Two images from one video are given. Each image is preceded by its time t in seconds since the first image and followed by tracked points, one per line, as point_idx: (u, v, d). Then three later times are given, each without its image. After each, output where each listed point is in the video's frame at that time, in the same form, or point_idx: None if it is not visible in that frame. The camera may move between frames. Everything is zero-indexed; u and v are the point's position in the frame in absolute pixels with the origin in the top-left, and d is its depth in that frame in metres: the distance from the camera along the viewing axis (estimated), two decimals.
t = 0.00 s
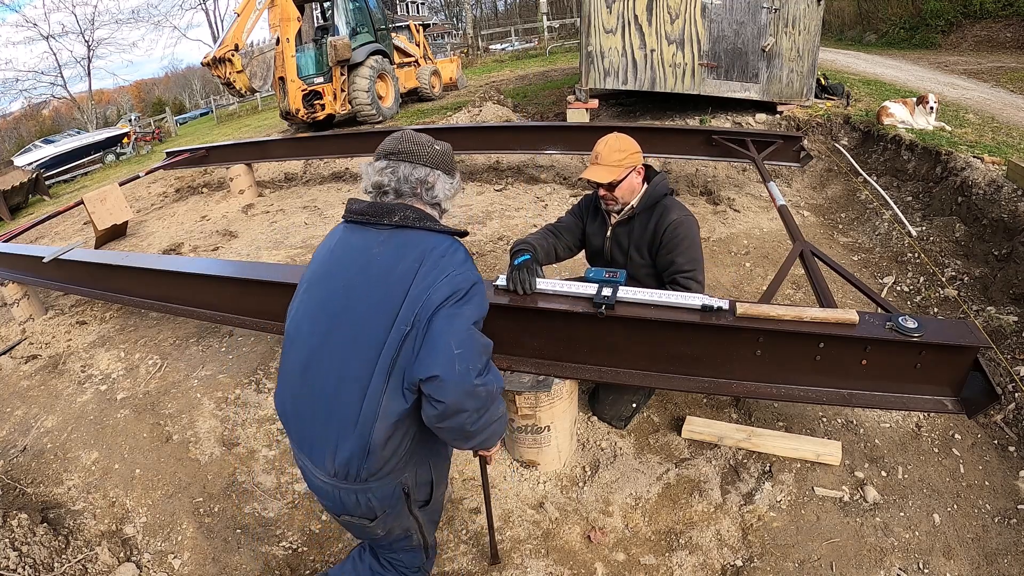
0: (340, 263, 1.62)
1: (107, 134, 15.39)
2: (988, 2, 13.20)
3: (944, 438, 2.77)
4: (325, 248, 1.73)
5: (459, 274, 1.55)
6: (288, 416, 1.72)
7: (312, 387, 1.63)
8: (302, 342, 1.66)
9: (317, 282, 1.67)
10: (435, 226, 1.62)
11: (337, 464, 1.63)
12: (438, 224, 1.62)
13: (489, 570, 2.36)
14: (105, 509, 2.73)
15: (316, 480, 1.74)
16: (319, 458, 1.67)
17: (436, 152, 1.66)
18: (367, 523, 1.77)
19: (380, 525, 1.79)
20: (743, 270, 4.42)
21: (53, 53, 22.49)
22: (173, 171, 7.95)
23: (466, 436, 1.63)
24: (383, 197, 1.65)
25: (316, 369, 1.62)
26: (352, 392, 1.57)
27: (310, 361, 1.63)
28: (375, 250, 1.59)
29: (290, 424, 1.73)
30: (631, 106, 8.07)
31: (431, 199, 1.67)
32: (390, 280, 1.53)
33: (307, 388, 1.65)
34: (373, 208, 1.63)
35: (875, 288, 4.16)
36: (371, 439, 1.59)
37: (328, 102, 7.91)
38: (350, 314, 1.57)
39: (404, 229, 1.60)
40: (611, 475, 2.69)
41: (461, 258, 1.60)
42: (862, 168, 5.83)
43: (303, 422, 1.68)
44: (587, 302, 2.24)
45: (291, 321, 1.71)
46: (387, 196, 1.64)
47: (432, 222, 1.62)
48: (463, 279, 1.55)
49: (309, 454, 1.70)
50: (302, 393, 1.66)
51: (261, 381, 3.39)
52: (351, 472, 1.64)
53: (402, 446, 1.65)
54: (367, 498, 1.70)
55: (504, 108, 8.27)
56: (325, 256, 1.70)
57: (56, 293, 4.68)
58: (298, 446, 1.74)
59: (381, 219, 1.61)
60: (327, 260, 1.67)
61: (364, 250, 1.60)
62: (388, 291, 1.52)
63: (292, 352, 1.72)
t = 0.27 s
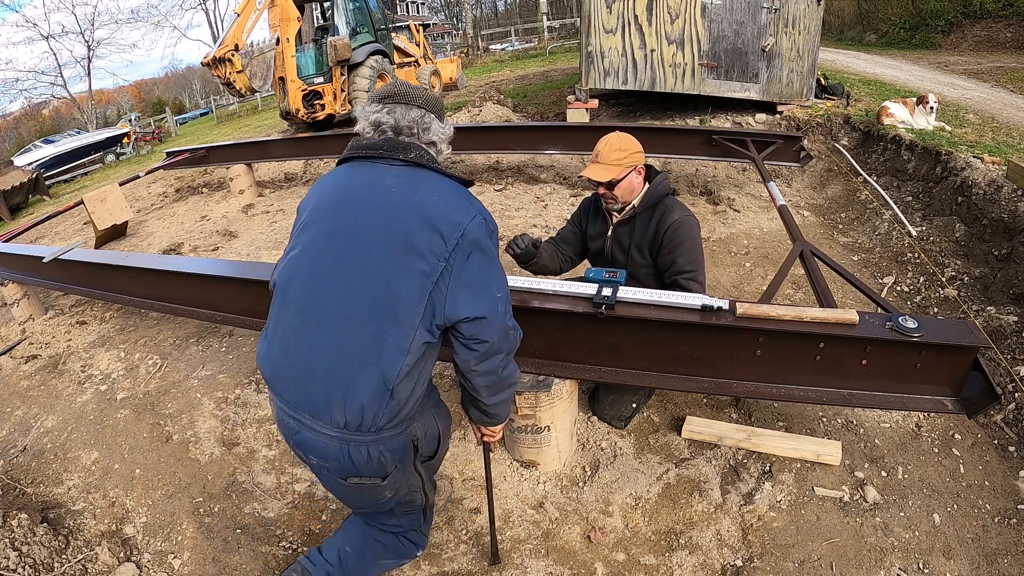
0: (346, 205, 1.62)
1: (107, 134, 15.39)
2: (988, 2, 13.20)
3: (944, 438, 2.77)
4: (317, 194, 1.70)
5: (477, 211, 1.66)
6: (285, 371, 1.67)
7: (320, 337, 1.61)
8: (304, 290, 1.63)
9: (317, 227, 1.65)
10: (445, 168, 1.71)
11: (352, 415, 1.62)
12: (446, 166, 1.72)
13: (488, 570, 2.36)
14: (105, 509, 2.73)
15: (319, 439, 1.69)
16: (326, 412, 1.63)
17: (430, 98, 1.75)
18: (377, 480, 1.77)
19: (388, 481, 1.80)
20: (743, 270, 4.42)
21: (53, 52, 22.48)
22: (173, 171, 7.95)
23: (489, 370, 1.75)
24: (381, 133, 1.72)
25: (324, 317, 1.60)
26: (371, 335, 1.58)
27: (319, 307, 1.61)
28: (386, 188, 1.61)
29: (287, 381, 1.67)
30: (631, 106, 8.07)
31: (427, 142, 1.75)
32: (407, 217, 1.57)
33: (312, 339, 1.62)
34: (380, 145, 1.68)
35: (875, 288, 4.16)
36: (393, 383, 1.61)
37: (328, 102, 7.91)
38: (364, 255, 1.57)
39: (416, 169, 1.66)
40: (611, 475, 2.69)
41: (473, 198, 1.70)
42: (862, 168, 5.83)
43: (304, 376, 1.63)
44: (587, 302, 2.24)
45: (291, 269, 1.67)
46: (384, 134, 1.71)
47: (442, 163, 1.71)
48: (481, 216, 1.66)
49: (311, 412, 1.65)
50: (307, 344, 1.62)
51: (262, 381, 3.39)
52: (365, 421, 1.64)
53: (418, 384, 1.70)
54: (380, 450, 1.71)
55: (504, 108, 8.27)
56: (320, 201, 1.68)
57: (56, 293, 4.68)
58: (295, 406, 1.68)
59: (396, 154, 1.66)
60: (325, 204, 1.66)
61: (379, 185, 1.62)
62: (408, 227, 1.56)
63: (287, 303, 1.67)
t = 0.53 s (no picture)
0: (333, 179, 1.56)
1: (107, 134, 15.39)
2: (988, 2, 13.20)
3: (944, 438, 2.77)
4: (297, 169, 1.63)
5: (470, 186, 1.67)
6: (283, 359, 1.59)
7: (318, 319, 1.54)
8: (297, 271, 1.56)
9: (303, 204, 1.58)
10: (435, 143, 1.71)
11: (362, 399, 1.56)
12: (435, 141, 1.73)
13: (488, 570, 2.36)
14: (105, 509, 2.73)
15: (327, 429, 1.62)
16: (332, 399, 1.57)
17: (421, 66, 1.74)
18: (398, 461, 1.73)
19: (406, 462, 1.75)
20: (743, 270, 4.42)
21: (53, 53, 22.53)
22: (173, 171, 7.95)
23: (484, 354, 1.74)
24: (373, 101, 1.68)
25: (321, 298, 1.54)
26: (375, 314, 1.53)
27: (317, 287, 1.54)
28: (374, 160, 1.57)
29: (285, 370, 1.59)
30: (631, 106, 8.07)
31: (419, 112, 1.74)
32: (400, 190, 1.54)
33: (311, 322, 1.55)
34: (376, 115, 1.65)
35: (875, 288, 4.16)
36: (401, 362, 1.57)
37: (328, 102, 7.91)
38: (360, 231, 1.52)
39: (404, 141, 1.63)
40: (611, 475, 2.69)
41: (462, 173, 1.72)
42: (862, 168, 5.83)
43: (306, 362, 1.56)
44: (586, 302, 2.24)
45: (282, 249, 1.59)
46: (377, 102, 1.68)
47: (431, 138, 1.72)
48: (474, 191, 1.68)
49: (316, 400, 1.58)
50: (305, 328, 1.56)
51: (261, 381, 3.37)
52: (375, 404, 1.59)
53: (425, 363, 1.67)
54: (392, 432, 1.66)
55: (504, 108, 8.27)
56: (302, 176, 1.60)
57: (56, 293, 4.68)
58: (297, 396, 1.61)
59: (391, 126, 1.64)
60: (309, 180, 1.59)
61: (374, 156, 1.57)
62: (404, 200, 1.52)
63: (277, 286, 1.59)
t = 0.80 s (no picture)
0: (317, 156, 1.41)
1: (107, 134, 15.39)
2: (988, 2, 13.20)
3: (944, 439, 2.77)
4: (269, 149, 1.46)
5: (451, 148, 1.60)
6: (294, 364, 1.44)
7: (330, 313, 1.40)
8: (298, 262, 1.41)
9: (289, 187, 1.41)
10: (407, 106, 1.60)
11: (393, 391, 1.46)
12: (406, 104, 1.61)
13: (488, 570, 2.36)
14: (105, 509, 2.73)
15: (355, 432, 1.50)
16: (359, 400, 1.45)
17: (380, 24, 1.58)
18: (431, 454, 1.64)
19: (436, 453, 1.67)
20: (743, 270, 4.42)
21: (53, 53, 22.52)
22: (173, 171, 7.95)
23: (484, 322, 1.69)
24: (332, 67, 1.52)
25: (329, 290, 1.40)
26: (392, 296, 1.42)
27: (324, 277, 1.40)
28: (358, 130, 1.44)
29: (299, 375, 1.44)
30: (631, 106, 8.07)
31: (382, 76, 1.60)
32: (394, 159, 1.42)
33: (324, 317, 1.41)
34: (348, 81, 1.50)
35: (875, 288, 4.16)
36: (425, 346, 1.48)
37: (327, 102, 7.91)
38: (364, 208, 1.39)
39: (382, 105, 1.51)
40: (611, 475, 2.69)
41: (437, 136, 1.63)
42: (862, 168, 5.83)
43: (323, 364, 1.42)
44: (587, 302, 2.24)
45: (273, 241, 1.43)
46: (338, 67, 1.52)
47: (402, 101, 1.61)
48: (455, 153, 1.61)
49: (340, 404, 1.45)
50: (316, 325, 1.42)
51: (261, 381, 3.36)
52: (404, 395, 1.49)
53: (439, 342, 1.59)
54: (419, 421, 1.58)
55: (504, 108, 8.28)
56: (279, 155, 1.43)
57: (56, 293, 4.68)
58: (316, 403, 1.47)
59: (368, 91, 1.50)
60: (288, 158, 1.42)
61: (360, 126, 1.44)
62: (403, 169, 1.42)
63: (273, 282, 1.43)
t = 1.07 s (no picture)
0: (270, 141, 1.37)
1: (107, 134, 15.40)
2: (988, 2, 13.20)
3: (944, 439, 2.77)
4: (216, 141, 1.40)
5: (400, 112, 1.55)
6: (279, 359, 1.42)
7: (310, 301, 1.39)
8: (264, 251, 1.38)
9: (246, 178, 1.37)
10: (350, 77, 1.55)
11: (379, 368, 1.45)
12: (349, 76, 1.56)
13: (488, 570, 2.36)
14: (105, 509, 2.73)
15: (347, 418, 1.49)
16: (347, 383, 1.44)
17: None
18: (424, 432, 1.64)
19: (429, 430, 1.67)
20: (743, 270, 4.42)
21: (53, 53, 22.54)
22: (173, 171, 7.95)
23: (456, 286, 1.62)
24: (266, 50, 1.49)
25: (304, 277, 1.39)
26: (364, 272, 1.40)
27: (293, 262, 1.38)
28: (307, 109, 1.40)
29: (284, 368, 1.43)
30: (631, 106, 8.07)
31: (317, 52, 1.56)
32: (346, 131, 1.39)
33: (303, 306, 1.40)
34: (287, 59, 1.45)
35: (875, 288, 4.16)
36: (407, 323, 1.47)
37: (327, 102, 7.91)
38: (323, 186, 1.36)
39: (325, 78, 1.46)
40: (611, 475, 2.69)
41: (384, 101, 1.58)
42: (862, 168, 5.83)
43: (306, 350, 1.41)
44: (586, 302, 2.23)
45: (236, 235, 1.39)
46: (273, 49, 1.49)
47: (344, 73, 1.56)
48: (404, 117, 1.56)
49: (330, 392, 1.45)
50: (297, 316, 1.40)
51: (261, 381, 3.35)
52: (391, 370, 1.49)
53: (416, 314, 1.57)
54: (408, 399, 1.58)
55: (504, 108, 8.28)
56: (228, 144, 1.39)
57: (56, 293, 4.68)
58: (304, 394, 1.45)
59: (309, 67, 1.46)
60: (239, 148, 1.38)
61: (308, 103, 1.40)
62: (356, 140, 1.39)
63: (243, 278, 1.40)
